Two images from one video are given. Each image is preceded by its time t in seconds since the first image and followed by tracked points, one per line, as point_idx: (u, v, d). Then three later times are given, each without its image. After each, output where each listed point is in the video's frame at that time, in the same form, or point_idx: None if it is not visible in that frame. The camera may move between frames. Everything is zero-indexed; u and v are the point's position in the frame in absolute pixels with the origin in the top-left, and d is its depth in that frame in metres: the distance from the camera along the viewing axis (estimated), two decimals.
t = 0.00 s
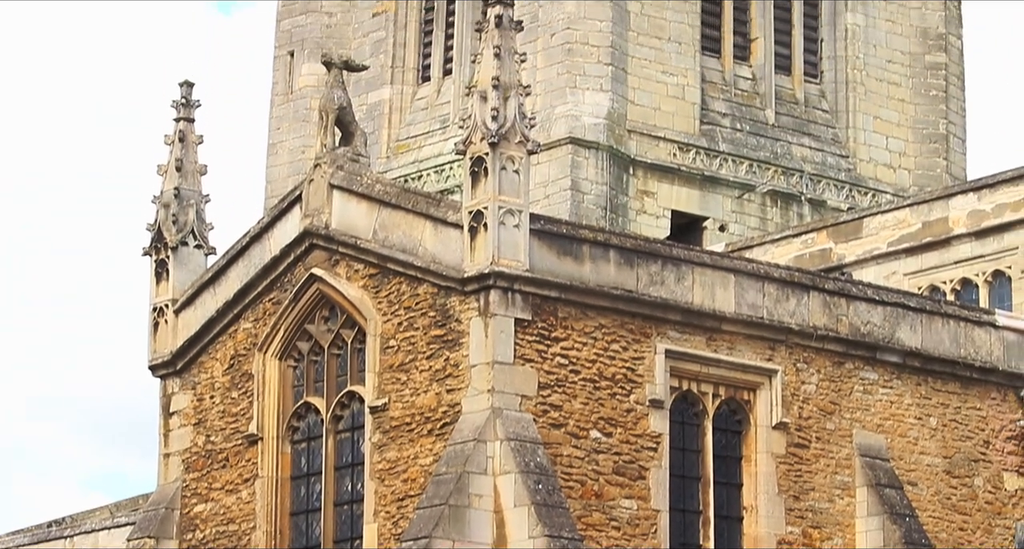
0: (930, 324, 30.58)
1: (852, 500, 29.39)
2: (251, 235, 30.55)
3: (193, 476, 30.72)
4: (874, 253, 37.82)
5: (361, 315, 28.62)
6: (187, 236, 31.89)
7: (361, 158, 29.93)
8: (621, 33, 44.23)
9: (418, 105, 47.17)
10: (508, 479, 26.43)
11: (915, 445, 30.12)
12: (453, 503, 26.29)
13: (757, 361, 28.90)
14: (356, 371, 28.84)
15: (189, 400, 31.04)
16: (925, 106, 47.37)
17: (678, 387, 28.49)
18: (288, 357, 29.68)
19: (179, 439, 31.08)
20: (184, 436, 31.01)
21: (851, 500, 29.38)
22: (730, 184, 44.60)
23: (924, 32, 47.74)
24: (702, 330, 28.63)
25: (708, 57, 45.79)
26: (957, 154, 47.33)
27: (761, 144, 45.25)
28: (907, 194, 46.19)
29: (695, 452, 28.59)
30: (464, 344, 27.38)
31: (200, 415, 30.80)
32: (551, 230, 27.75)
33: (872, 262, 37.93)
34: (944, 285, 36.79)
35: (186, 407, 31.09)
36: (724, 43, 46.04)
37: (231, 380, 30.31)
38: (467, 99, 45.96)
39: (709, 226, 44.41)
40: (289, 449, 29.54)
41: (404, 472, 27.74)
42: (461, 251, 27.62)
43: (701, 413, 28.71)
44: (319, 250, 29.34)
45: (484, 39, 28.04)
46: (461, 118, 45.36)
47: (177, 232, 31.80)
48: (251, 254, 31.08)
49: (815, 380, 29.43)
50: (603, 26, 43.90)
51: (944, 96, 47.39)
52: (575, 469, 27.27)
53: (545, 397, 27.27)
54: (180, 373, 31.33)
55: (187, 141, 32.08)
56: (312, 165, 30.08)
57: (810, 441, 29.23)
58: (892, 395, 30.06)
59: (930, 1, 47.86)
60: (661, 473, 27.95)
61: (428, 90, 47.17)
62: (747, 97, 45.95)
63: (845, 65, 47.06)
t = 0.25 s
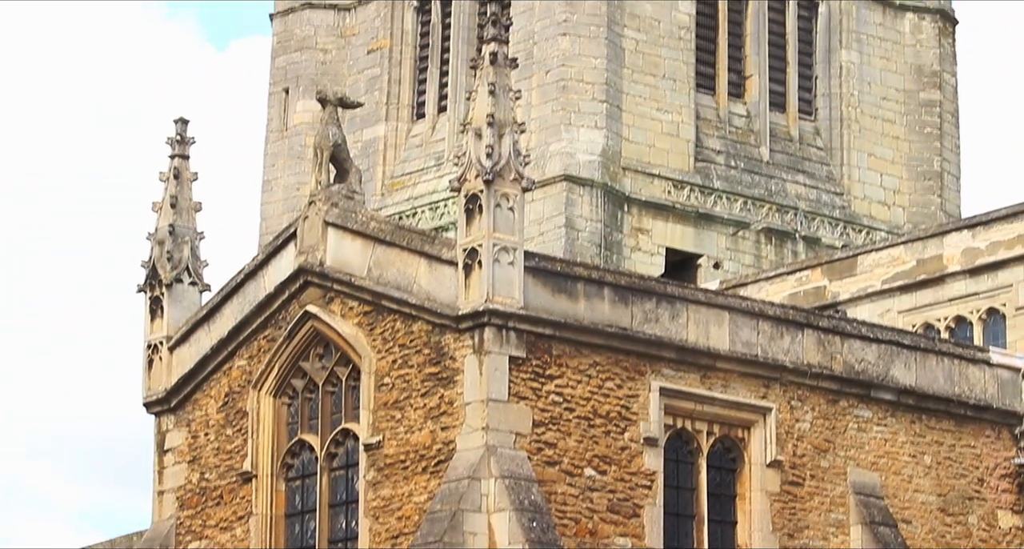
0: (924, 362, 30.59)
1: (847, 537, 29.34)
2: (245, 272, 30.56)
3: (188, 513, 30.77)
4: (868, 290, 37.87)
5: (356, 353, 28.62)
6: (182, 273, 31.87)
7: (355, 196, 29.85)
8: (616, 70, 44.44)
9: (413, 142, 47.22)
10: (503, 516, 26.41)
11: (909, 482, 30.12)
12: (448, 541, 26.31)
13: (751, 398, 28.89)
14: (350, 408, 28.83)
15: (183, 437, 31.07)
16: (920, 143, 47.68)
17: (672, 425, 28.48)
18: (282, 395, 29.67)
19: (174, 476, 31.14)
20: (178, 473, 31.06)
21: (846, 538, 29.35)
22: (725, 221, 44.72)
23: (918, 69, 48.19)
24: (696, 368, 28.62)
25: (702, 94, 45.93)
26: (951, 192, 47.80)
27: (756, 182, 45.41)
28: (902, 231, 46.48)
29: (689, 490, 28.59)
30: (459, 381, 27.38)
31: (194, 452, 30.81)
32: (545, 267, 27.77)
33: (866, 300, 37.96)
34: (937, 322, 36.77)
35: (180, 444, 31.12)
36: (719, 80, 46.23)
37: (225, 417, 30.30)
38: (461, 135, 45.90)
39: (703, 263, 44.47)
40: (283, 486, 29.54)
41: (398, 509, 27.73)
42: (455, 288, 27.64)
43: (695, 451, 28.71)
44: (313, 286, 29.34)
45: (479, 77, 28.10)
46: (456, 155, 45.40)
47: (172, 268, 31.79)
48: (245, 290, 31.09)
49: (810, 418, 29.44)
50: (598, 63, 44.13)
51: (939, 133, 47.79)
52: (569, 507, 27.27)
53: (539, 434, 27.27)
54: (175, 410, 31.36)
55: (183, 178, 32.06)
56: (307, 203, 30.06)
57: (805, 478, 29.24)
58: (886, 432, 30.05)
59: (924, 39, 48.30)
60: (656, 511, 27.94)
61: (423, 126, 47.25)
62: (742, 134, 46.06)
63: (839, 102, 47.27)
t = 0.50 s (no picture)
0: (919, 399, 30.59)
1: None
2: (239, 308, 30.58)
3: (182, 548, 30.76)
4: (863, 326, 37.84)
5: (350, 389, 28.61)
6: (176, 308, 31.84)
7: (350, 232, 29.94)
8: (611, 107, 44.73)
9: (407, 179, 47.27)
10: None
11: (903, 518, 30.10)
12: None
13: (746, 434, 28.87)
14: (344, 444, 28.81)
15: (177, 472, 31.08)
16: (914, 180, 47.71)
17: (666, 461, 28.47)
18: (276, 431, 29.66)
19: (168, 512, 31.14)
20: (172, 508, 31.07)
21: None
22: (720, 257, 44.79)
23: (912, 106, 48.23)
24: (690, 404, 28.61)
25: (697, 130, 46.13)
26: (945, 228, 47.75)
27: (750, 219, 45.57)
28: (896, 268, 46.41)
29: (684, 526, 28.61)
30: (453, 417, 27.39)
31: (188, 487, 30.81)
32: (539, 303, 27.79)
33: (860, 336, 37.95)
34: (932, 358, 36.75)
35: (174, 480, 31.14)
36: (713, 116, 46.37)
37: (220, 452, 30.30)
38: (456, 171, 46.11)
39: (697, 299, 44.55)
40: (277, 522, 29.54)
41: (392, 545, 27.76)
42: (450, 324, 27.65)
43: (689, 487, 28.73)
44: (308, 322, 29.35)
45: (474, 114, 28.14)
46: (451, 192, 45.52)
47: (165, 304, 31.74)
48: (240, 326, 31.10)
49: (804, 454, 29.43)
50: (592, 100, 44.43)
51: (933, 170, 47.79)
52: (563, 543, 27.31)
53: (533, 470, 27.28)
54: (169, 446, 31.36)
55: (176, 213, 32.01)
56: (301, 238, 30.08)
57: (799, 515, 29.24)
58: (880, 468, 30.02)
59: (919, 76, 48.38)
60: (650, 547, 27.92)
61: (418, 162, 47.30)
62: (736, 170, 46.25)
63: (834, 139, 47.40)
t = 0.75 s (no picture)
0: (913, 433, 30.57)
1: None
2: (233, 342, 30.55)
3: None
4: (857, 361, 37.82)
5: (344, 423, 28.59)
6: (170, 341, 31.84)
7: (344, 266, 29.88)
8: (605, 141, 44.79)
9: (402, 212, 47.31)
10: None
11: None
12: None
13: (740, 468, 28.89)
14: (338, 478, 28.80)
15: (171, 505, 31.07)
16: (909, 214, 47.81)
17: (661, 494, 28.46)
18: (270, 465, 29.62)
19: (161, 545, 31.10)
20: (166, 542, 31.03)
21: None
22: (714, 292, 44.81)
23: (907, 140, 48.28)
24: (684, 438, 28.60)
25: (691, 164, 46.17)
26: (939, 262, 47.90)
27: (744, 253, 45.59)
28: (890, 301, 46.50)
29: None
30: (447, 451, 27.38)
31: (182, 520, 30.79)
32: (534, 337, 27.80)
33: (855, 370, 37.93)
34: (926, 392, 36.78)
35: (168, 513, 31.11)
36: (707, 150, 46.44)
37: (214, 486, 30.29)
38: (450, 206, 46.08)
39: (692, 333, 44.52)
40: None
41: None
42: (444, 358, 27.65)
43: (684, 520, 28.68)
44: (302, 356, 29.33)
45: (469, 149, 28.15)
46: (446, 226, 45.54)
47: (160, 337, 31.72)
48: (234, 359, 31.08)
49: (798, 488, 29.40)
50: (586, 133, 44.51)
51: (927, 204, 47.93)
52: None
53: (527, 504, 27.30)
54: (163, 479, 31.34)
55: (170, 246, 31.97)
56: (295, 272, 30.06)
57: None
58: (875, 502, 29.99)
59: (913, 110, 48.42)
60: None
61: (412, 197, 47.35)
62: (731, 205, 46.27)
63: (828, 173, 47.37)
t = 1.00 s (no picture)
0: (908, 465, 30.53)
1: None
2: (228, 375, 30.54)
3: None
4: (853, 393, 37.87)
5: (339, 455, 28.58)
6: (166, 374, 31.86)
7: (339, 297, 29.98)
8: (600, 173, 44.84)
9: (397, 245, 47.35)
10: None
11: None
12: None
13: (735, 500, 28.86)
14: (333, 510, 28.77)
15: (167, 538, 31.11)
16: (904, 246, 47.84)
17: (656, 527, 28.42)
18: (265, 497, 29.64)
19: None
20: None
21: None
22: (709, 323, 44.91)
23: (902, 172, 48.34)
24: (680, 470, 28.59)
25: (686, 197, 46.22)
26: (935, 294, 47.95)
27: (740, 285, 45.62)
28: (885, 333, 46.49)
29: None
30: (442, 483, 27.40)
31: None
32: (529, 370, 27.80)
33: (850, 403, 37.96)
34: (922, 424, 36.73)
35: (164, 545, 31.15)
36: (703, 182, 46.48)
37: (209, 518, 30.31)
38: (446, 238, 46.09)
39: (688, 365, 44.52)
40: None
41: None
42: (440, 390, 27.65)
43: None
44: (297, 389, 29.33)
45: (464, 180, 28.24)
46: (441, 258, 45.60)
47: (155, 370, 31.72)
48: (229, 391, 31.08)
49: (793, 520, 29.35)
50: (582, 166, 44.57)
51: (923, 236, 47.97)
52: None
53: (523, 536, 27.32)
54: (158, 511, 31.38)
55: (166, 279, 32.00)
56: (291, 305, 30.07)
57: None
58: (870, 534, 29.91)
59: (909, 142, 48.48)
60: None
61: (407, 229, 47.40)
62: (726, 237, 46.31)
63: (823, 205, 47.45)
